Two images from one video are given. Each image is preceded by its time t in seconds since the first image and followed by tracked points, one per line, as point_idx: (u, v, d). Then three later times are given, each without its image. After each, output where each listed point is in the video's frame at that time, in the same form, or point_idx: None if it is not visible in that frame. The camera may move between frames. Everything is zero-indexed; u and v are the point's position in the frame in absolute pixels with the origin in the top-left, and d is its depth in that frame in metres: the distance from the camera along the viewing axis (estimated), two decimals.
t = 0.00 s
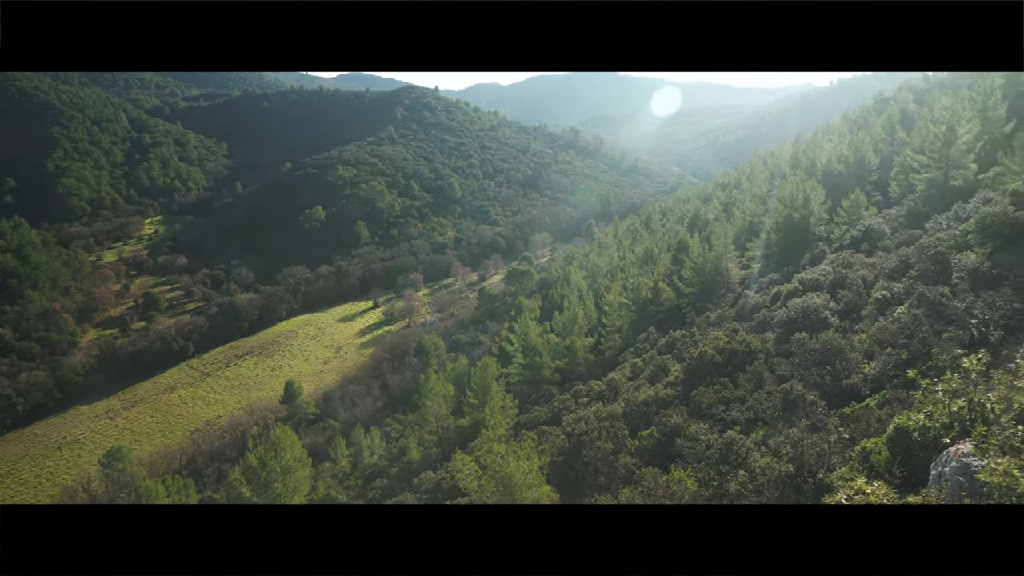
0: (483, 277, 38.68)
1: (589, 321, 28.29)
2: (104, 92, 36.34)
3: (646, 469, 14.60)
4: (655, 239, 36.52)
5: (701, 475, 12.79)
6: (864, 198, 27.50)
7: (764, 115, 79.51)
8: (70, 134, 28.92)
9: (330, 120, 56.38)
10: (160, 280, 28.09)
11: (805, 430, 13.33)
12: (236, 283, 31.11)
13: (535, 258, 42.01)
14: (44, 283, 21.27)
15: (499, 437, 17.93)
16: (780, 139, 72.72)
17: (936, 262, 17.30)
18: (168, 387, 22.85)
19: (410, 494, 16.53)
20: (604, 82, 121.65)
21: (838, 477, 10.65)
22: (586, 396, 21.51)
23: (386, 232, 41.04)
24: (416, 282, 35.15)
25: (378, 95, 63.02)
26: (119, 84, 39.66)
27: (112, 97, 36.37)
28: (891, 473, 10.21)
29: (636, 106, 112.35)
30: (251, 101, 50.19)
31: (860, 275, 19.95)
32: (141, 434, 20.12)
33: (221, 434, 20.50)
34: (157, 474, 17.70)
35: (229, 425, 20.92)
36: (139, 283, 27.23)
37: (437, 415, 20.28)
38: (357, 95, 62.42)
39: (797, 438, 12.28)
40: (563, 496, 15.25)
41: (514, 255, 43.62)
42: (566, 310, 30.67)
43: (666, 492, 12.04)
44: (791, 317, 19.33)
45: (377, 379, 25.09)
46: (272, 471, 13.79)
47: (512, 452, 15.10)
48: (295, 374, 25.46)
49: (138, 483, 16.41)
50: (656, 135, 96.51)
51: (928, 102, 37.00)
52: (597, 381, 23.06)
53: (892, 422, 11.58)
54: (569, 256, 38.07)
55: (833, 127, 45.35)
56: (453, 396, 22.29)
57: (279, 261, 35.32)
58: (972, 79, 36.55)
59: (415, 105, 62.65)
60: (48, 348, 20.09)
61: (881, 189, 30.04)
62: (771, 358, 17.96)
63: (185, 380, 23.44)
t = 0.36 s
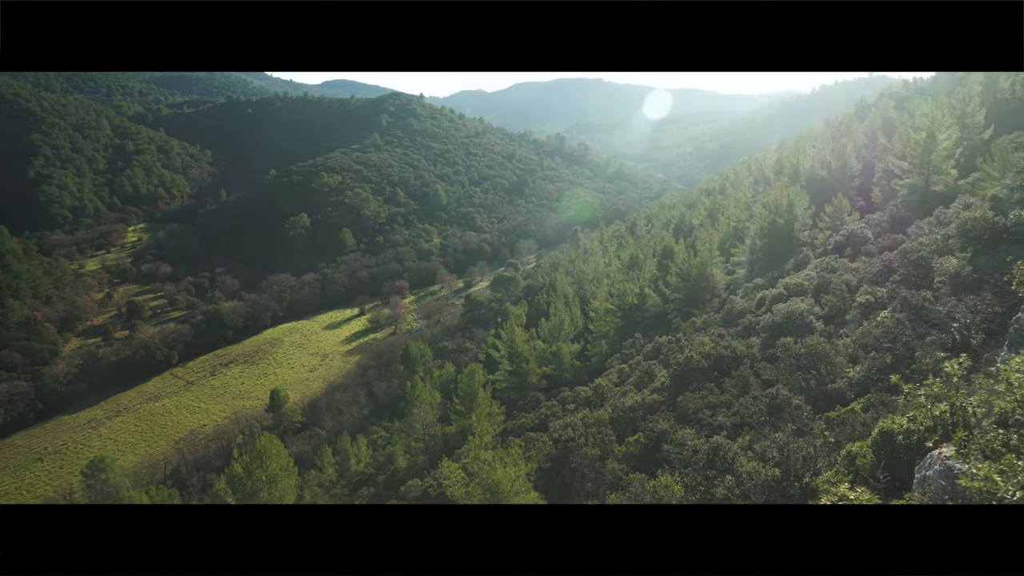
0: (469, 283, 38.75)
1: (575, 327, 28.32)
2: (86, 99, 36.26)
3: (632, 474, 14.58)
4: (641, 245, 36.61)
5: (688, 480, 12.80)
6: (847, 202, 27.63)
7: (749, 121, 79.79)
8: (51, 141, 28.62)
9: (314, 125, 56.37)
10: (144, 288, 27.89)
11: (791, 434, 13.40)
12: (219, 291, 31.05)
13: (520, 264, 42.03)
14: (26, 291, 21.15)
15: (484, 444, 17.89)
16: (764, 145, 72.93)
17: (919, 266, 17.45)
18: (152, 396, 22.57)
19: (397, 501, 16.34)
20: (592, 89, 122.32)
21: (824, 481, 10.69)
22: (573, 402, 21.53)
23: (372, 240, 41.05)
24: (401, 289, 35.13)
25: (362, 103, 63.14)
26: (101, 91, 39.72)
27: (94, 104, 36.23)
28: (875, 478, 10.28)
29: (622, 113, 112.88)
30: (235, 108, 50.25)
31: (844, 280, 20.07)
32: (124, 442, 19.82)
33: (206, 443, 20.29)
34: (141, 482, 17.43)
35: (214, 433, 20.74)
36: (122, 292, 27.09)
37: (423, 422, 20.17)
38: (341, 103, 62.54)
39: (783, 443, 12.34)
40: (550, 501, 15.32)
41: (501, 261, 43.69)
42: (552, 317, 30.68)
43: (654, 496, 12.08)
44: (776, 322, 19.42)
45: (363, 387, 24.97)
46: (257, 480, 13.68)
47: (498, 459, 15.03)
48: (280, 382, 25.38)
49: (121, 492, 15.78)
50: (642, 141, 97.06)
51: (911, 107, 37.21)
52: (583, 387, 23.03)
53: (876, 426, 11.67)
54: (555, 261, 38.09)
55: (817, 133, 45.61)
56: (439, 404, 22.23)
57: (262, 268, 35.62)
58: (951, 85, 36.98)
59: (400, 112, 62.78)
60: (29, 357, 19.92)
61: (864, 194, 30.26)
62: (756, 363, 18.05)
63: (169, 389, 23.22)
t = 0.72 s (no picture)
0: (459, 284, 38.75)
1: (565, 328, 28.36)
2: (72, 100, 35.98)
3: (623, 476, 14.55)
4: (629, 246, 36.72)
5: (678, 481, 12.83)
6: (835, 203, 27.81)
7: (736, 123, 80.26)
8: (35, 141, 28.63)
9: (303, 126, 56.29)
10: (131, 291, 27.68)
11: (781, 434, 13.44)
12: (207, 293, 30.84)
13: (509, 265, 42.06)
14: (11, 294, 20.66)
15: (475, 446, 17.87)
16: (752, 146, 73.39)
17: (906, 267, 17.56)
18: (140, 399, 22.36)
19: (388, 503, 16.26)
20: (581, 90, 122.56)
21: (813, 480, 10.71)
22: (563, 403, 21.54)
23: (361, 241, 40.97)
24: (391, 291, 35.13)
25: (351, 104, 63.02)
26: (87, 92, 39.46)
27: (81, 105, 36.03)
28: (862, 478, 10.32)
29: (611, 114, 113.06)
30: (223, 109, 50.10)
31: (832, 281, 20.18)
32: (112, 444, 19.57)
33: (196, 445, 20.12)
34: (129, 485, 17.22)
35: (203, 436, 20.57)
36: (109, 295, 26.86)
37: (413, 424, 20.12)
38: (330, 104, 62.38)
39: (773, 443, 12.38)
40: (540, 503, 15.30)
41: (490, 263, 43.77)
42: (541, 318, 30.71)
43: (644, 497, 12.11)
44: (765, 322, 19.49)
45: (353, 388, 24.89)
46: (247, 483, 13.60)
47: (489, 460, 15.01)
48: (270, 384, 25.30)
49: (110, 495, 15.57)
50: (631, 142, 97.20)
51: (896, 110, 37.54)
52: (573, 388, 23.05)
53: (865, 426, 11.71)
54: (544, 262, 38.14)
55: (803, 134, 45.96)
56: (429, 406, 22.19)
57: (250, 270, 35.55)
58: (937, 87, 37.26)
59: (388, 113, 62.75)
60: (15, 360, 19.63)
61: (851, 195, 30.42)
62: (745, 364, 18.11)
63: (157, 392, 23.03)
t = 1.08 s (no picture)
0: (447, 285, 38.71)
1: (554, 328, 28.37)
2: (57, 99, 35.72)
3: (611, 476, 14.54)
4: (618, 246, 36.81)
5: (666, 481, 12.86)
6: (821, 204, 27.97)
7: (724, 124, 80.59)
8: (18, 142, 28.59)
9: (291, 126, 56.16)
10: (117, 291, 27.50)
11: (768, 433, 13.51)
12: (194, 294, 30.67)
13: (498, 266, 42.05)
14: None
15: (463, 447, 17.85)
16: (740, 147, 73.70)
17: (892, 267, 17.68)
18: (127, 401, 22.14)
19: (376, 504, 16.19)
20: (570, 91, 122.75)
21: (800, 480, 10.76)
22: (551, 404, 21.54)
23: (349, 242, 40.85)
24: (379, 292, 35.09)
25: (339, 104, 62.99)
26: (72, 92, 39.39)
27: (66, 104, 35.91)
28: (848, 477, 10.39)
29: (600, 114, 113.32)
30: (211, 108, 49.89)
31: (819, 282, 20.29)
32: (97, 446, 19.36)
33: (182, 447, 19.94)
34: (116, 487, 17.03)
35: (190, 438, 20.40)
36: (94, 296, 26.67)
37: (401, 425, 20.05)
38: (318, 104, 62.31)
39: (760, 442, 12.46)
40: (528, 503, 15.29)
41: (478, 263, 43.79)
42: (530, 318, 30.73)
43: (632, 496, 12.14)
44: (753, 322, 19.57)
45: (341, 390, 24.81)
46: (234, 486, 13.52)
47: (478, 461, 15.00)
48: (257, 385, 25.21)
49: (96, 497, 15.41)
50: (620, 143, 97.45)
51: (881, 111, 37.82)
52: (562, 389, 23.08)
53: (851, 425, 11.77)
54: (533, 263, 38.18)
55: (790, 136, 46.23)
56: (418, 407, 22.16)
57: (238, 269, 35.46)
58: (922, 89, 37.54)
59: (377, 113, 62.65)
60: None
61: (838, 196, 30.59)
62: (733, 364, 18.17)
63: (144, 393, 22.84)
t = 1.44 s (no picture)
0: (435, 287, 38.65)
1: (542, 331, 28.38)
2: (42, 100, 35.55)
3: (600, 478, 14.50)
4: (606, 249, 36.89)
5: (655, 482, 12.88)
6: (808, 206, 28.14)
7: (711, 128, 80.92)
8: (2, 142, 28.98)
9: (278, 128, 56.00)
10: (103, 294, 27.35)
11: (756, 435, 13.55)
12: (181, 295, 30.50)
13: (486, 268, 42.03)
14: None
15: (451, 449, 17.81)
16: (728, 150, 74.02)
17: (878, 270, 17.78)
18: (111, 404, 21.90)
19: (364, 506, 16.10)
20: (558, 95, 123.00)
21: (787, 481, 10.79)
22: (540, 406, 21.51)
23: (337, 244, 40.71)
24: (367, 294, 35.01)
25: (327, 107, 62.92)
26: (58, 93, 39.80)
27: (52, 105, 35.81)
28: (834, 479, 10.43)
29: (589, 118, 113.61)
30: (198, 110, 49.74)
31: (806, 284, 20.39)
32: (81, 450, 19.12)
33: (168, 450, 19.74)
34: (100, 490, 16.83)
35: (176, 441, 20.20)
36: (79, 298, 26.48)
37: (390, 428, 19.95)
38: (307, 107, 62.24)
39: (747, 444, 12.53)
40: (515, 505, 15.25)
41: (467, 265, 43.79)
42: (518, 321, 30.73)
43: (620, 497, 12.16)
44: (740, 325, 19.67)
45: (329, 392, 24.72)
46: (221, 488, 13.43)
47: (466, 463, 14.95)
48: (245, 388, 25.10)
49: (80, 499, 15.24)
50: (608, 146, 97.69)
51: (867, 115, 38.14)
52: (550, 391, 23.07)
53: (838, 426, 11.81)
54: (521, 265, 38.20)
55: (776, 139, 46.49)
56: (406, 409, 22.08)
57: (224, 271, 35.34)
58: (907, 93, 37.83)
59: (365, 115, 62.59)
60: None
61: (824, 198, 30.76)
62: (720, 366, 18.22)
63: (129, 396, 22.63)
